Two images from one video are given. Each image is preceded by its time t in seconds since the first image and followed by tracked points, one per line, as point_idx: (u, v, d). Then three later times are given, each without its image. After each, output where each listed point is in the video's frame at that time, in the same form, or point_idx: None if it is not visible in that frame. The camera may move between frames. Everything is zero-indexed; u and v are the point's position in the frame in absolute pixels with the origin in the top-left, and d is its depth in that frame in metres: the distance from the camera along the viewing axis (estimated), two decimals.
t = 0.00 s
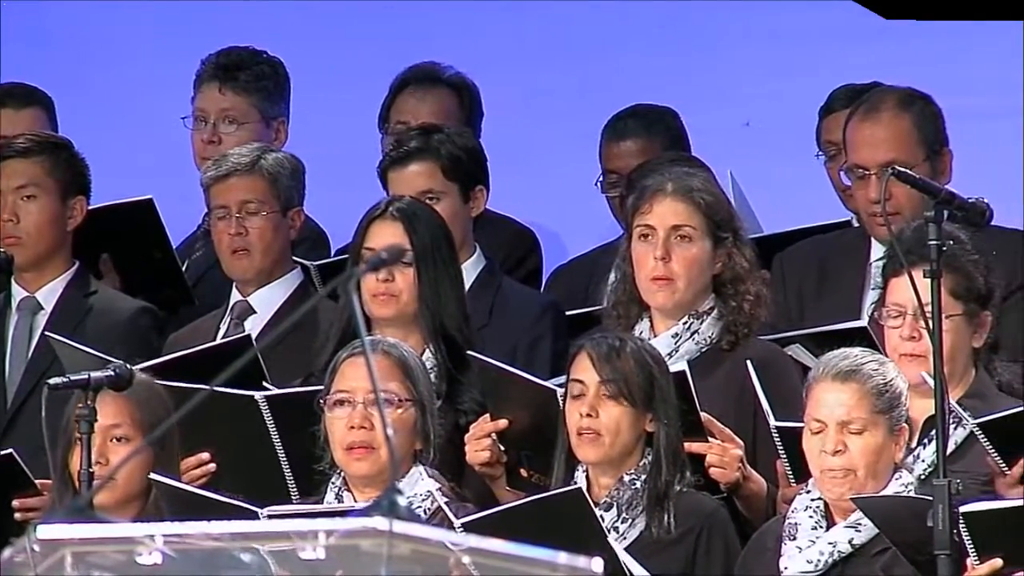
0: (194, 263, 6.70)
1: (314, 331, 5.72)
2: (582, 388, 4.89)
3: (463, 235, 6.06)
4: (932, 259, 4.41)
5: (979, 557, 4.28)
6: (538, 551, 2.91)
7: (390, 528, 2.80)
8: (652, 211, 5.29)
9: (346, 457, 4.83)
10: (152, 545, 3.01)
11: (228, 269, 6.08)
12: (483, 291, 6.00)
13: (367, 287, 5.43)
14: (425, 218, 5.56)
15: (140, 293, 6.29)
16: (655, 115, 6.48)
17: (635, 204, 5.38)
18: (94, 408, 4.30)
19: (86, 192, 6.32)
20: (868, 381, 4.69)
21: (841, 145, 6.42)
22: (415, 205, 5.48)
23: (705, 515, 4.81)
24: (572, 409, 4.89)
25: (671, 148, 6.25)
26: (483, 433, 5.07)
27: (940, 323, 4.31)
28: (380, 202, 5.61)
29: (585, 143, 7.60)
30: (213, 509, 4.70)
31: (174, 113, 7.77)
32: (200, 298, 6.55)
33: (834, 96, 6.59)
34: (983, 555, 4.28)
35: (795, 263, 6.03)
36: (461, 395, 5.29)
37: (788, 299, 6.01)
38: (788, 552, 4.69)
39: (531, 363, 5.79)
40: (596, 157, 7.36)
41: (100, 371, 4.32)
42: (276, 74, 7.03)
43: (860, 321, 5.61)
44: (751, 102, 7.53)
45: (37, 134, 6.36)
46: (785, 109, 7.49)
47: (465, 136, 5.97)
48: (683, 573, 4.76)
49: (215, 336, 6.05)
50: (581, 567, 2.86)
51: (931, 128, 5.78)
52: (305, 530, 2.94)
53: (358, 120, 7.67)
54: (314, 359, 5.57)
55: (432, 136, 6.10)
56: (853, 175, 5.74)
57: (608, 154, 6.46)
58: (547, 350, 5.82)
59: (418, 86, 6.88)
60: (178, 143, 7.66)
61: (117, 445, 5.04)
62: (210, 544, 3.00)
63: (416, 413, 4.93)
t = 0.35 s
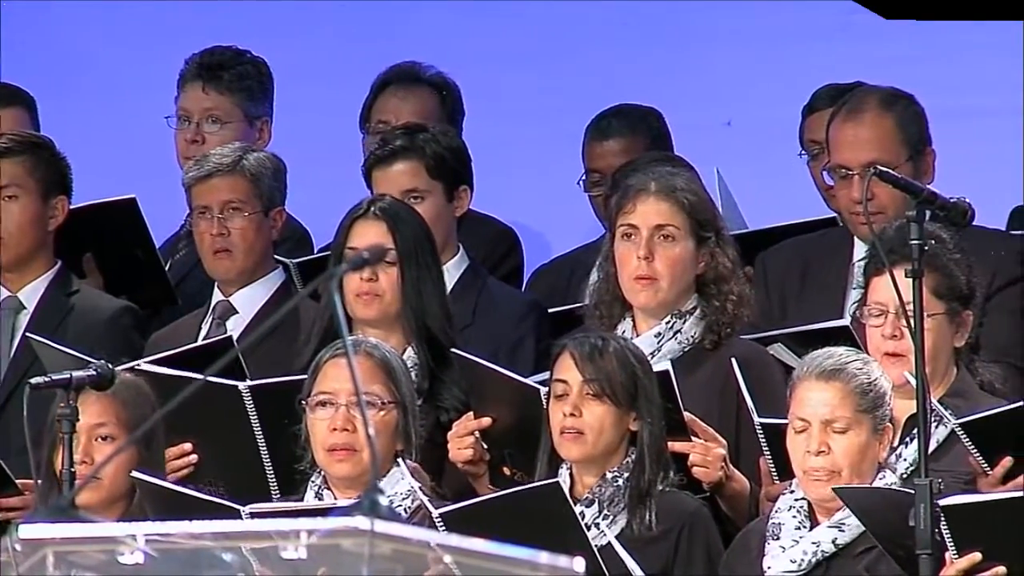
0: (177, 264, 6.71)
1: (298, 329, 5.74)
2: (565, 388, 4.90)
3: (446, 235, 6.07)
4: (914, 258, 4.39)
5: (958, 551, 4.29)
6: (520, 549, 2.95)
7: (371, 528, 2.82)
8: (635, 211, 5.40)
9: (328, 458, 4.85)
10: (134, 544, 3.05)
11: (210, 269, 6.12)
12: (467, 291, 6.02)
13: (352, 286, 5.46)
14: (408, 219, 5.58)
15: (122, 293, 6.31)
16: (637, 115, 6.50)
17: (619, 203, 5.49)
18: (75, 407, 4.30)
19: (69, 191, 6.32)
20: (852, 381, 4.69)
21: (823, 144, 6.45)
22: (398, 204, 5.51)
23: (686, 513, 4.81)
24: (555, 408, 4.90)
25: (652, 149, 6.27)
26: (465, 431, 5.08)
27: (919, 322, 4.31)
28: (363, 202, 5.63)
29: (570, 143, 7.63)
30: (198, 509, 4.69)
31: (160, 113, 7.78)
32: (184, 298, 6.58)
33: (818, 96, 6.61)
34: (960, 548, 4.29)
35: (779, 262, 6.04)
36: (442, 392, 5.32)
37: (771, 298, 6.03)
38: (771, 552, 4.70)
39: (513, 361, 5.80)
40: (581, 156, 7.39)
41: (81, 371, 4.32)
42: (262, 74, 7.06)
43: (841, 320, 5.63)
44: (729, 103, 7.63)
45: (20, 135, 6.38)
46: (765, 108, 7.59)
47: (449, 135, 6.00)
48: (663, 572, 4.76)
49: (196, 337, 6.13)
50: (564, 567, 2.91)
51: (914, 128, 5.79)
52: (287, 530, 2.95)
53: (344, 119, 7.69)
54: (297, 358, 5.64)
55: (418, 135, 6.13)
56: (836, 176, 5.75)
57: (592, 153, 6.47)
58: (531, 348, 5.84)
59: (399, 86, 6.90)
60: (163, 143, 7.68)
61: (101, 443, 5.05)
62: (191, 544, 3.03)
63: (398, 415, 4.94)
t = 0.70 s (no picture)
0: (154, 263, 6.70)
1: (274, 326, 5.75)
2: (540, 386, 4.92)
3: (426, 236, 6.08)
4: (892, 258, 4.40)
5: (941, 545, 4.25)
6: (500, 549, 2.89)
7: (349, 527, 2.76)
8: (611, 209, 5.41)
9: (305, 458, 4.87)
10: (111, 544, 2.95)
11: (188, 268, 6.13)
12: (445, 291, 6.02)
13: (327, 284, 5.45)
14: (382, 218, 5.59)
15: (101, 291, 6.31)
16: (614, 115, 6.51)
17: (595, 201, 5.50)
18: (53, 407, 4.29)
19: (49, 191, 6.29)
20: (830, 381, 4.70)
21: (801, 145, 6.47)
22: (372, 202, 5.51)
23: (660, 513, 4.82)
24: (530, 407, 4.91)
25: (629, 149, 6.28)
26: (440, 432, 5.05)
27: (899, 320, 4.32)
28: (336, 202, 5.64)
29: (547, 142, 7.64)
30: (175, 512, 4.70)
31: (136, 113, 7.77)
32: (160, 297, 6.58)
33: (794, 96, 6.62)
34: (943, 543, 4.25)
35: (756, 263, 6.06)
36: (416, 389, 5.33)
37: (750, 298, 6.05)
38: (748, 551, 4.72)
39: (491, 361, 5.81)
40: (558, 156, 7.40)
41: (59, 371, 4.31)
42: (239, 73, 7.06)
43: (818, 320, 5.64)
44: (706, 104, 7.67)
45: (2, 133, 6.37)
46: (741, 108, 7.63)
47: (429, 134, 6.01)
48: (638, 571, 4.77)
49: (175, 335, 6.12)
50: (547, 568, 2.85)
51: (894, 127, 5.82)
52: (266, 528, 2.89)
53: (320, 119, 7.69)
54: (269, 351, 5.66)
55: (398, 134, 6.13)
56: (814, 175, 5.77)
57: (568, 154, 6.48)
58: (510, 347, 5.84)
59: (377, 86, 6.90)
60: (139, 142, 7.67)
61: (78, 442, 5.05)
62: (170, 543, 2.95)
63: (372, 411, 4.94)
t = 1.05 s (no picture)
0: (127, 263, 6.69)
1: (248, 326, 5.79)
2: (512, 386, 4.94)
3: (403, 235, 6.09)
4: (867, 258, 4.42)
5: (915, 539, 4.27)
6: (472, 548, 2.84)
7: (324, 528, 2.74)
8: (584, 209, 5.42)
9: (277, 456, 4.86)
10: (87, 544, 2.91)
11: (163, 268, 6.12)
12: (420, 291, 6.02)
13: (297, 289, 5.47)
14: (351, 219, 5.58)
15: (78, 291, 6.30)
16: (588, 115, 6.53)
17: (569, 200, 5.52)
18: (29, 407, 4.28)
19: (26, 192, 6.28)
20: (806, 381, 4.72)
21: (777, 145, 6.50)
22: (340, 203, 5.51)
23: (632, 513, 4.83)
24: (502, 407, 4.93)
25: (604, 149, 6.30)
26: (412, 430, 5.09)
27: (873, 320, 4.34)
28: (306, 204, 5.63)
29: (520, 142, 7.66)
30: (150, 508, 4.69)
31: (109, 112, 7.76)
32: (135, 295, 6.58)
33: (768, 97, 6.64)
34: (917, 536, 4.26)
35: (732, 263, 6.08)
36: (390, 388, 5.30)
37: (726, 301, 6.05)
38: (720, 548, 4.74)
39: (469, 361, 5.81)
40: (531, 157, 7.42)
41: (35, 371, 4.30)
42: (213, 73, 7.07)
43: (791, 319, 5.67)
44: (680, 103, 7.72)
45: None
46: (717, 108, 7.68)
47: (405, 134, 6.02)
48: (609, 571, 4.78)
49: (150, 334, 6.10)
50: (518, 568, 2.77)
51: (871, 124, 5.83)
52: (239, 528, 2.85)
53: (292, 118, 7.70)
54: (237, 358, 5.64)
55: (375, 134, 6.15)
56: (791, 171, 5.82)
57: (542, 154, 6.49)
58: (485, 348, 5.83)
59: (351, 86, 6.91)
60: (111, 141, 7.66)
61: (50, 441, 5.03)
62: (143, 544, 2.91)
63: (345, 413, 4.95)
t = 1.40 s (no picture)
0: (96, 262, 6.69)
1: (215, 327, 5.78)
2: (481, 386, 4.96)
3: (373, 235, 6.09)
4: (837, 257, 4.42)
5: (884, 540, 4.30)
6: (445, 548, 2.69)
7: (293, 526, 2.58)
8: (552, 208, 5.42)
9: (244, 461, 4.87)
10: (54, 544, 2.77)
11: (132, 268, 6.13)
12: (391, 290, 6.03)
13: (265, 289, 5.48)
14: (315, 220, 5.58)
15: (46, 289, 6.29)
16: (560, 114, 6.53)
17: (537, 199, 5.53)
18: None
19: None
20: (774, 379, 4.73)
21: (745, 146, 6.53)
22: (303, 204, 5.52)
23: (601, 513, 4.83)
24: (471, 407, 4.96)
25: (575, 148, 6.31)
26: (382, 432, 5.11)
27: (842, 316, 4.34)
28: (271, 205, 5.64)
29: (491, 141, 7.62)
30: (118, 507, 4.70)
31: (77, 111, 7.75)
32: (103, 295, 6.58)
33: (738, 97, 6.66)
34: (886, 537, 4.29)
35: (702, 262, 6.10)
36: (356, 386, 5.32)
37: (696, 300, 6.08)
38: (692, 545, 4.75)
39: (438, 363, 5.81)
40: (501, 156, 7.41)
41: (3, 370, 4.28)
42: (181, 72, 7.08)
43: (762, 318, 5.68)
44: (652, 102, 7.59)
45: None
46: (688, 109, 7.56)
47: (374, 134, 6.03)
48: (579, 571, 4.79)
49: (119, 334, 6.11)
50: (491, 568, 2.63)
51: (841, 123, 5.86)
52: (209, 527, 2.67)
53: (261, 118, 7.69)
54: (204, 358, 5.64)
55: (344, 134, 6.15)
56: (762, 169, 5.82)
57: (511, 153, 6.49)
58: (455, 348, 5.83)
59: (318, 86, 6.92)
60: (80, 141, 7.65)
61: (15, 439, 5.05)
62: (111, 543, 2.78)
63: (312, 417, 4.98)
